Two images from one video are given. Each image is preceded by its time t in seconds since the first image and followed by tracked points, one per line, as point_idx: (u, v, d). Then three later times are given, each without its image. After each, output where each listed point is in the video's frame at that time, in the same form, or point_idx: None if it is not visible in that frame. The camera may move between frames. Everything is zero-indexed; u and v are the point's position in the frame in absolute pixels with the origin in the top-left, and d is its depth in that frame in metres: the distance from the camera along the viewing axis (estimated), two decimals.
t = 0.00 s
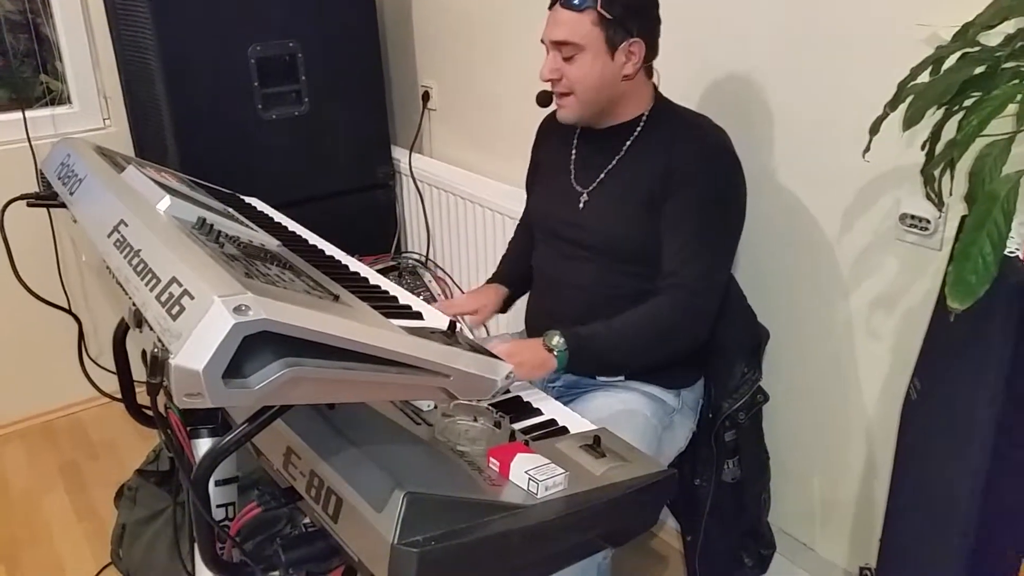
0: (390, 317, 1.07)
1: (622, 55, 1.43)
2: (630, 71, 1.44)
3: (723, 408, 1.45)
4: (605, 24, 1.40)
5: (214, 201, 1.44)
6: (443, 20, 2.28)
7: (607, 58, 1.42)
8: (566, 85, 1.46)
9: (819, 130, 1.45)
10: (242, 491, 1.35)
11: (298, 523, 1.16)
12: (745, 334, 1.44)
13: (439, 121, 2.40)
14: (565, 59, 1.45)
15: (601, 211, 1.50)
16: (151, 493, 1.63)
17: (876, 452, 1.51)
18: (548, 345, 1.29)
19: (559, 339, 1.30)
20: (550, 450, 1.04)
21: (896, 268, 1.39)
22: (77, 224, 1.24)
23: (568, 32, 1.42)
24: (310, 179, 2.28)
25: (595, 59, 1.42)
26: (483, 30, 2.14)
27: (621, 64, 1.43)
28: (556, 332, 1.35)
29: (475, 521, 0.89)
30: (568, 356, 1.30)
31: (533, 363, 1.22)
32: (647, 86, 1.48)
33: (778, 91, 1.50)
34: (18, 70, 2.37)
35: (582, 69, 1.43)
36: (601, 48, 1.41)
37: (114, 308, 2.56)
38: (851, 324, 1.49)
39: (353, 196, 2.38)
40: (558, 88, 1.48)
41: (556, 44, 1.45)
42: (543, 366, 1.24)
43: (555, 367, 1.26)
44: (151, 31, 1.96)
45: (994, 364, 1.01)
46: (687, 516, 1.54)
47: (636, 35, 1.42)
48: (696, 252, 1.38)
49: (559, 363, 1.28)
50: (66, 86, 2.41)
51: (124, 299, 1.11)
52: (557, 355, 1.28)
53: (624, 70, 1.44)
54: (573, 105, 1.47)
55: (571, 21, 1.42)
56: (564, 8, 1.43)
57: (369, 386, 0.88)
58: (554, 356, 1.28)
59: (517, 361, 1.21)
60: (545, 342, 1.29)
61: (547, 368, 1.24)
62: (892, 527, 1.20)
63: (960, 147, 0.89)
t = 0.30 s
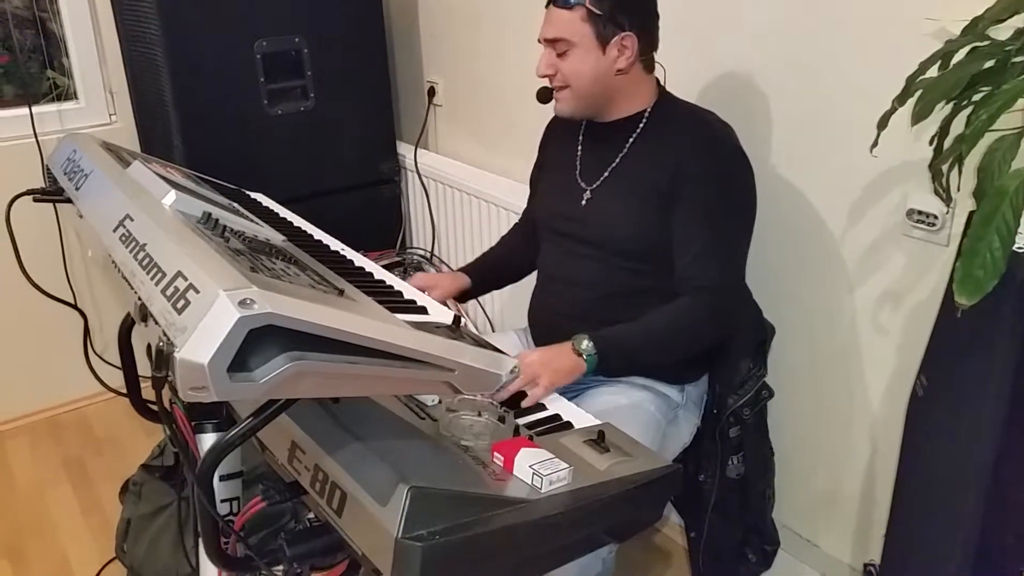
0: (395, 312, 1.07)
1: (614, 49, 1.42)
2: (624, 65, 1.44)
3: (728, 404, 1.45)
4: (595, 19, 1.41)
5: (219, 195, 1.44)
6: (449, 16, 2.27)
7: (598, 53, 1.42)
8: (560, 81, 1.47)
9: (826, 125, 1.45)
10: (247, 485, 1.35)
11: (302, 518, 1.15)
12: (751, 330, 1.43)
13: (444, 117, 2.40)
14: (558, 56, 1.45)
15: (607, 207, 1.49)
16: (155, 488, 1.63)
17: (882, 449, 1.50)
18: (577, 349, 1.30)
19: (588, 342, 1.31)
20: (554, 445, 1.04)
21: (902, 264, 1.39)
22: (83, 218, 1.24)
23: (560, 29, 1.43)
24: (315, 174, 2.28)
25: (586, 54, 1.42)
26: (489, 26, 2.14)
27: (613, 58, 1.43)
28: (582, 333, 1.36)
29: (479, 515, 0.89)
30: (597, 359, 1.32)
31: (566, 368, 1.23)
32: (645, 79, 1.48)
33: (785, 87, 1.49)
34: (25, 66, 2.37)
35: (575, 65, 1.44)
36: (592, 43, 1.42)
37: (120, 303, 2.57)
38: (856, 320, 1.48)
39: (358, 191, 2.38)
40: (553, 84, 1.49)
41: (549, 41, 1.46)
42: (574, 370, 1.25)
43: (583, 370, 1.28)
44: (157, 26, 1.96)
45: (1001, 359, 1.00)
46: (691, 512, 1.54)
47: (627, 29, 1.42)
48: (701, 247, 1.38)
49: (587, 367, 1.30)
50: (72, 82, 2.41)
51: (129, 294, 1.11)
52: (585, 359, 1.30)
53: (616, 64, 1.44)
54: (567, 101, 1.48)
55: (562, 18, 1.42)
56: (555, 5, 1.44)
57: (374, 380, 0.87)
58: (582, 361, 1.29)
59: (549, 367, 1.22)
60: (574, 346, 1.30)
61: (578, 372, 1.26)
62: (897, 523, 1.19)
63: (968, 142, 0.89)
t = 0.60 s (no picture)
0: (393, 311, 1.07)
1: (617, 60, 1.43)
2: (625, 75, 1.45)
3: (725, 404, 1.45)
4: (601, 30, 1.40)
5: (217, 194, 1.44)
6: (448, 15, 2.27)
7: (603, 63, 1.42)
8: (559, 87, 1.45)
9: (823, 127, 1.45)
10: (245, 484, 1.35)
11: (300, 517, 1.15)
12: (748, 331, 1.44)
13: (443, 117, 2.40)
14: (560, 61, 1.44)
15: (605, 207, 1.49)
16: (153, 486, 1.62)
17: (879, 450, 1.51)
18: (578, 348, 1.30)
19: (589, 340, 1.32)
20: (552, 445, 1.04)
21: (900, 266, 1.39)
22: (80, 217, 1.24)
23: (565, 36, 1.41)
24: (313, 173, 2.28)
25: (590, 63, 1.42)
26: (488, 25, 2.14)
27: (615, 69, 1.43)
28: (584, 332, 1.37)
29: (477, 515, 0.89)
30: (599, 357, 1.32)
31: (567, 368, 1.24)
32: (639, 87, 1.50)
33: (783, 88, 1.50)
34: (23, 64, 2.37)
35: (578, 72, 1.42)
36: (597, 53, 1.41)
37: (117, 302, 2.57)
38: (854, 322, 1.48)
39: (356, 191, 2.38)
40: (551, 89, 1.47)
41: (551, 46, 1.43)
42: (575, 370, 1.26)
43: (586, 369, 1.29)
44: (155, 24, 1.96)
45: (999, 361, 1.01)
46: (688, 513, 1.54)
47: (632, 40, 1.42)
48: (699, 247, 1.38)
49: (589, 365, 1.30)
50: (70, 80, 2.41)
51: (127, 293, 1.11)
52: (586, 358, 1.30)
53: (618, 74, 1.44)
54: (567, 107, 1.47)
55: (567, 25, 1.40)
56: (559, 11, 1.41)
57: (372, 379, 0.87)
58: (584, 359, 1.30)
59: (550, 367, 1.23)
60: (576, 345, 1.31)
61: (580, 371, 1.27)
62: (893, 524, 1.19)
63: (966, 144, 0.89)
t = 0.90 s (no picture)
0: (394, 310, 1.07)
1: (642, 54, 1.44)
2: (646, 69, 1.46)
3: (727, 403, 1.45)
4: (632, 23, 1.41)
5: (219, 193, 1.44)
6: (450, 14, 2.28)
7: (630, 56, 1.42)
8: (586, 77, 1.44)
9: (826, 126, 1.45)
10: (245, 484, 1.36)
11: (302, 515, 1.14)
12: (750, 330, 1.44)
13: (445, 116, 2.40)
14: (588, 51, 1.42)
15: (606, 207, 1.50)
16: (154, 486, 1.62)
17: (880, 450, 1.51)
18: (580, 344, 1.30)
19: (591, 338, 1.31)
20: (553, 444, 1.04)
21: (902, 266, 1.39)
22: (83, 215, 1.24)
23: (598, 26, 1.39)
24: (315, 172, 2.28)
25: (620, 54, 1.41)
26: (490, 25, 2.14)
27: (640, 62, 1.44)
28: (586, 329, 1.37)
29: (478, 514, 0.89)
30: (600, 353, 1.31)
31: (568, 364, 1.23)
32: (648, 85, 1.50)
33: (785, 88, 1.50)
34: (26, 62, 2.37)
35: (608, 63, 1.41)
36: (627, 45, 1.41)
37: (119, 300, 2.57)
38: (856, 321, 1.48)
39: (358, 190, 2.38)
40: (574, 79, 1.44)
41: (581, 36, 1.41)
42: (575, 368, 1.26)
43: (586, 366, 1.28)
44: (158, 23, 1.96)
45: (999, 361, 1.01)
46: (689, 512, 1.54)
47: (655, 36, 1.44)
48: (701, 247, 1.38)
49: (590, 362, 1.30)
50: (72, 79, 2.41)
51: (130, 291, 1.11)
52: (589, 355, 1.30)
53: (641, 69, 1.45)
54: (590, 99, 1.45)
55: (600, 15, 1.40)
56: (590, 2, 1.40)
57: (374, 377, 0.88)
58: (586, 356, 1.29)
59: (551, 362, 1.23)
60: (578, 341, 1.30)
61: (581, 368, 1.26)
62: (893, 524, 1.19)
63: (968, 144, 0.89)
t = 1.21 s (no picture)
0: (398, 311, 1.07)
1: (639, 57, 1.43)
2: (643, 72, 1.46)
3: (730, 405, 1.45)
4: (626, 29, 1.40)
5: (223, 195, 1.44)
6: (453, 15, 2.27)
7: (626, 62, 1.42)
8: (583, 89, 1.44)
9: (829, 127, 1.45)
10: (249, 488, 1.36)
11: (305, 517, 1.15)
12: (753, 332, 1.44)
13: (448, 117, 2.40)
14: (584, 63, 1.42)
15: (609, 208, 1.50)
16: (158, 487, 1.63)
17: (883, 451, 1.50)
18: (578, 349, 1.31)
19: (589, 342, 1.32)
20: (556, 446, 1.04)
21: (905, 266, 1.39)
22: (86, 217, 1.24)
23: (592, 37, 1.39)
24: (317, 174, 2.28)
25: (616, 63, 1.41)
26: (493, 26, 2.14)
27: (637, 67, 1.44)
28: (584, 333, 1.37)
29: (481, 515, 0.89)
30: (598, 359, 1.32)
31: (565, 369, 1.24)
32: (650, 87, 1.50)
33: (788, 89, 1.50)
34: (29, 64, 2.38)
35: (604, 73, 1.42)
36: (623, 52, 1.41)
37: (122, 302, 2.57)
38: (859, 323, 1.48)
39: (361, 191, 2.39)
40: (572, 91, 1.45)
41: (575, 48, 1.41)
42: (574, 371, 1.26)
43: (584, 370, 1.29)
44: (161, 25, 1.96)
45: (1003, 362, 1.01)
46: (692, 514, 1.54)
47: (651, 37, 1.44)
48: (704, 248, 1.38)
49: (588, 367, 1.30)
50: (76, 80, 2.42)
51: (133, 293, 1.11)
52: (586, 359, 1.30)
53: (639, 72, 1.45)
54: (589, 109, 1.46)
55: (593, 26, 1.39)
56: (582, 12, 1.39)
57: (377, 378, 0.88)
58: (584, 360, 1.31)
59: (549, 367, 1.24)
60: (576, 345, 1.31)
61: (579, 372, 1.27)
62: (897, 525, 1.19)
63: (972, 144, 0.89)
